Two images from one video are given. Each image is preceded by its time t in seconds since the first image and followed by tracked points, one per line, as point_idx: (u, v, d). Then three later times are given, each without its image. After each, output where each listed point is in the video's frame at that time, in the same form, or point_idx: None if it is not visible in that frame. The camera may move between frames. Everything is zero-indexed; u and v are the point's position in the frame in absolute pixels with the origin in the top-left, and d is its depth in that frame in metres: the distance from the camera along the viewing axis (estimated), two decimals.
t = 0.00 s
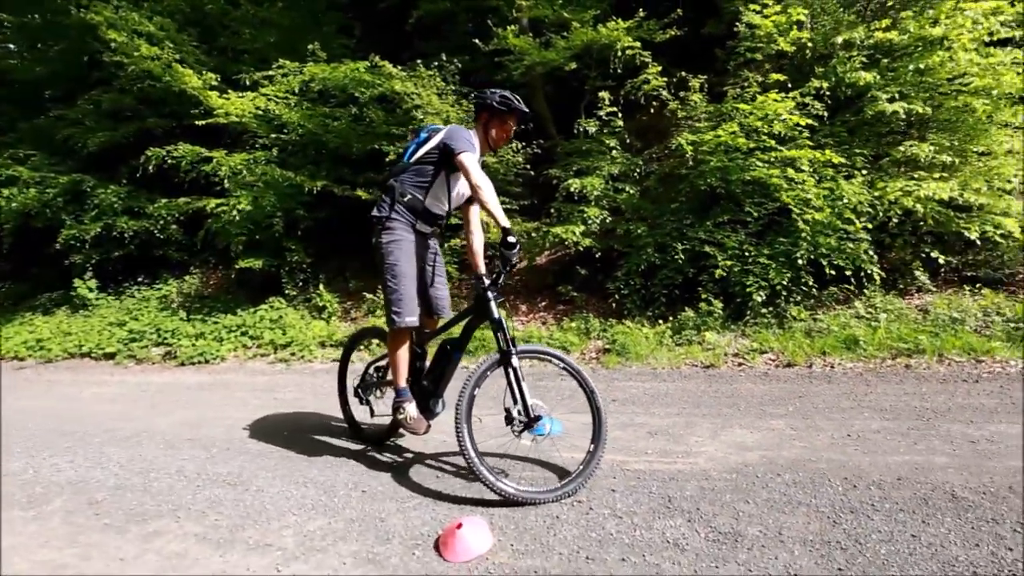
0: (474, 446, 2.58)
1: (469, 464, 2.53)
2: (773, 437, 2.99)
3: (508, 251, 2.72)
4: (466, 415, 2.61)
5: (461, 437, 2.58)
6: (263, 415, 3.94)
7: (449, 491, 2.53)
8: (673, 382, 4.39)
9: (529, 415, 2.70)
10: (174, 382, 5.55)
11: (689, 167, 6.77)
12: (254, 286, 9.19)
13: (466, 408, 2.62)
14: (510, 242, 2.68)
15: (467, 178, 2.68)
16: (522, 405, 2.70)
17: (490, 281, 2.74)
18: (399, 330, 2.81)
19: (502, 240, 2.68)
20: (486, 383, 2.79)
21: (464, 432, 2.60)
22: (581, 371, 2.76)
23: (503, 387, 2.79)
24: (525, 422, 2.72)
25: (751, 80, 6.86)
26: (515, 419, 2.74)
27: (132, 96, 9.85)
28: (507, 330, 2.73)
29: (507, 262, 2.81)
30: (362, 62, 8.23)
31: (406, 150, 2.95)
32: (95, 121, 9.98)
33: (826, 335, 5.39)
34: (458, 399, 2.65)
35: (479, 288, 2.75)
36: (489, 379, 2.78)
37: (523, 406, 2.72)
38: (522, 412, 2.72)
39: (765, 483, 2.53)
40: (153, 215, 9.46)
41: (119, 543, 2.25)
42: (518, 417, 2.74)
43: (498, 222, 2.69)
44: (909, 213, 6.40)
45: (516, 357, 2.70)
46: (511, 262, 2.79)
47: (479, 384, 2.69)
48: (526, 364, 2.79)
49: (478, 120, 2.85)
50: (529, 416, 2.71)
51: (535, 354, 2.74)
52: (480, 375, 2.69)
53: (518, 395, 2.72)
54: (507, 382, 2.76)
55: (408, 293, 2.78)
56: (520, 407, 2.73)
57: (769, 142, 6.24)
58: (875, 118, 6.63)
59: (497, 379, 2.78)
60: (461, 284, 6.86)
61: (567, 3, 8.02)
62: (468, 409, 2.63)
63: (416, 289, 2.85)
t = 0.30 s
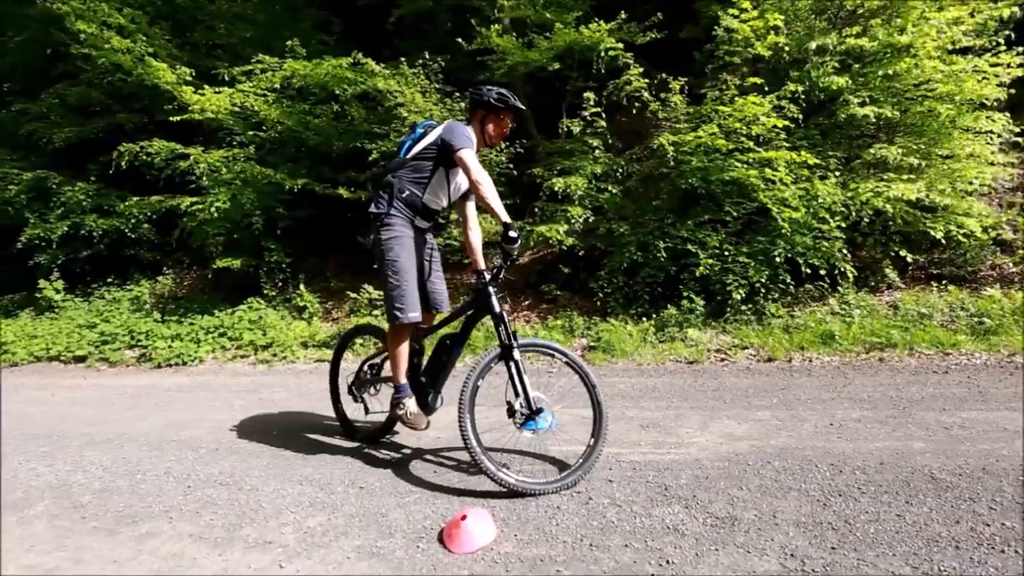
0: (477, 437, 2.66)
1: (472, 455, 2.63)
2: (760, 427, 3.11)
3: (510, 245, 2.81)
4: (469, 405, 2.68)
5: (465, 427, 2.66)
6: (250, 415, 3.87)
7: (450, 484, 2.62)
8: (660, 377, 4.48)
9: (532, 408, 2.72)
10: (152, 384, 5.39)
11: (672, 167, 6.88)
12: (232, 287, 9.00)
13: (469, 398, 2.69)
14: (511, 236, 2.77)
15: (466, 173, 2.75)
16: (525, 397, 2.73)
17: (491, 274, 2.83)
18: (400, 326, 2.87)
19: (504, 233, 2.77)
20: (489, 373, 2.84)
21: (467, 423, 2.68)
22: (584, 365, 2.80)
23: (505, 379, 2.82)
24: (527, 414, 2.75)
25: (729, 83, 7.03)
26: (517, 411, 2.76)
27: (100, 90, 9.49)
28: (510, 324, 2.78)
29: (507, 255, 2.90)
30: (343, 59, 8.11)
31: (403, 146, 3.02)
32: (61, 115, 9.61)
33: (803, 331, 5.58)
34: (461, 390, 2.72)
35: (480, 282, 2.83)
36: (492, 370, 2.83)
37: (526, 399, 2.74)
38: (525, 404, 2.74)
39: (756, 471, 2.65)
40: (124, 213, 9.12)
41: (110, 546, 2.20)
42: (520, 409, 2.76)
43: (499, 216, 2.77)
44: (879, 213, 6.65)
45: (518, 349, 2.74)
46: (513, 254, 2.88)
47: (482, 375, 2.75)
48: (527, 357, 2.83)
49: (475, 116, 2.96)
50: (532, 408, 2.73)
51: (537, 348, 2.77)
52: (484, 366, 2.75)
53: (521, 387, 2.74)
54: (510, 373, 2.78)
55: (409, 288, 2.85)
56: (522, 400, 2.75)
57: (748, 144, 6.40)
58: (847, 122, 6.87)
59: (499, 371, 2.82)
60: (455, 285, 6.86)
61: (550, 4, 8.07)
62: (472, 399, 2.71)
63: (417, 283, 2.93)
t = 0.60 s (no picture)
0: (464, 435, 2.65)
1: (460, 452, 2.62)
2: (747, 421, 3.15)
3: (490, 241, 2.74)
4: (456, 404, 2.66)
5: (452, 425, 2.65)
6: (236, 414, 3.81)
7: (440, 480, 2.61)
8: (648, 373, 4.51)
9: (518, 403, 2.71)
10: (133, 384, 5.28)
11: (659, 166, 6.93)
12: (216, 286, 8.86)
13: (454, 397, 2.67)
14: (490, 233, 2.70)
15: (453, 167, 2.76)
16: (511, 392, 2.73)
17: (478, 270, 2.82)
18: (394, 323, 2.87)
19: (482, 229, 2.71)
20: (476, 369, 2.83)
21: (454, 421, 2.67)
22: (573, 358, 2.77)
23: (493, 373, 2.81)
24: (514, 409, 2.74)
25: (714, 85, 7.12)
26: (506, 405, 2.75)
27: (79, 86, 9.28)
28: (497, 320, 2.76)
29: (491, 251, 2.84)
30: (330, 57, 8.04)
31: (393, 141, 3.02)
32: (37, 111, 9.38)
33: (788, 328, 5.67)
34: (447, 389, 2.70)
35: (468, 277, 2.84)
36: (480, 366, 2.82)
37: (513, 393, 2.74)
38: (511, 399, 2.74)
39: (744, 462, 2.69)
40: (104, 212, 8.93)
41: (92, 545, 2.15)
42: (507, 404, 2.75)
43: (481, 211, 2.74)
44: (861, 212, 6.79)
45: (504, 344, 2.73)
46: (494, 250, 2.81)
47: (468, 373, 2.73)
48: (515, 352, 2.82)
49: (466, 111, 2.97)
50: (519, 403, 2.72)
51: (524, 341, 2.75)
52: (467, 365, 2.73)
53: (508, 381, 2.74)
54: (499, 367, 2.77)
55: (403, 284, 2.85)
56: (510, 394, 2.74)
57: (733, 144, 6.48)
58: (829, 124, 7.00)
59: (487, 367, 2.80)
60: (443, 284, 6.85)
61: (537, 4, 8.09)
62: (458, 397, 2.69)
63: (409, 279, 2.92)
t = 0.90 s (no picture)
0: (457, 427, 2.63)
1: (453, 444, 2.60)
2: (743, 413, 3.13)
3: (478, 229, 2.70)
4: (447, 396, 2.65)
5: (444, 418, 2.63)
6: (230, 408, 3.78)
7: (433, 472, 2.59)
8: (644, 367, 4.50)
9: (511, 394, 2.69)
10: (127, 380, 5.24)
11: (656, 160, 6.90)
12: (212, 283, 8.81)
13: (446, 389, 2.65)
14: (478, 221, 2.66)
15: (445, 153, 2.73)
16: (504, 382, 2.71)
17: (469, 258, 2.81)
18: (387, 312, 2.84)
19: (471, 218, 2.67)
20: (469, 361, 2.81)
21: (445, 413, 2.65)
22: (566, 348, 2.74)
23: (485, 365, 2.80)
24: (505, 400, 2.72)
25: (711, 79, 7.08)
26: (498, 396, 2.74)
27: (72, 81, 9.20)
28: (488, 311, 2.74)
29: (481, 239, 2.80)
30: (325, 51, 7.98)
31: (387, 130, 3.00)
32: (31, 107, 9.31)
33: (785, 322, 5.65)
34: (438, 381, 2.68)
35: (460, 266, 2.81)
36: (472, 358, 2.80)
37: (505, 384, 2.72)
38: (504, 389, 2.72)
39: (740, 453, 2.67)
40: (98, 208, 8.88)
41: (80, 537, 2.12)
42: (500, 395, 2.73)
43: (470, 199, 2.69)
44: (858, 206, 6.77)
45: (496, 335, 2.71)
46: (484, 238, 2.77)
47: (459, 364, 2.71)
48: (508, 343, 2.80)
49: (460, 98, 2.95)
50: (511, 394, 2.70)
51: (515, 332, 2.73)
52: (459, 357, 2.71)
53: (500, 372, 2.72)
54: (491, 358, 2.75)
55: (396, 274, 2.82)
56: (502, 385, 2.72)
57: (730, 138, 6.45)
58: (826, 118, 6.97)
59: (479, 359, 2.78)
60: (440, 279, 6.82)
61: None
62: (449, 389, 2.67)
63: (403, 269, 2.90)
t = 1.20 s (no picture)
0: (463, 420, 2.60)
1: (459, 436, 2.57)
2: (750, 408, 3.10)
3: (493, 219, 2.74)
4: (454, 388, 2.62)
5: (451, 409, 2.60)
6: (232, 404, 3.75)
7: (438, 465, 2.56)
8: (648, 364, 4.46)
9: (519, 386, 2.67)
10: (128, 377, 5.21)
11: (659, 158, 6.87)
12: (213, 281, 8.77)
13: (454, 379, 2.62)
14: (495, 211, 2.71)
15: (456, 144, 2.71)
16: (512, 374, 2.68)
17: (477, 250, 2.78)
18: (390, 305, 2.81)
19: (488, 207, 2.70)
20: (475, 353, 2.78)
21: (452, 404, 2.61)
22: (573, 342, 2.72)
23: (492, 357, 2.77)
24: (513, 392, 2.70)
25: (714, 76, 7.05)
26: (506, 388, 2.71)
27: (74, 79, 9.20)
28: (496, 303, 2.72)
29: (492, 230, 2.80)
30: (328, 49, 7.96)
31: (392, 121, 2.98)
32: (33, 105, 9.30)
33: (789, 320, 5.62)
34: (446, 370, 2.64)
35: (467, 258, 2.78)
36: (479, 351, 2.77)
37: (514, 376, 2.69)
38: (512, 381, 2.69)
39: (748, 447, 2.64)
40: (100, 206, 8.86)
41: (79, 531, 2.09)
42: (508, 386, 2.71)
43: (484, 188, 2.67)
44: (862, 204, 6.74)
45: (504, 327, 2.69)
46: (496, 229, 2.77)
47: (467, 354, 2.68)
48: (516, 335, 2.77)
49: (467, 90, 2.93)
50: (519, 386, 2.68)
51: (523, 325, 2.70)
52: (468, 347, 2.68)
53: (508, 364, 2.69)
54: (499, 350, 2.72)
55: (400, 266, 2.80)
56: (510, 377, 2.70)
57: (734, 135, 6.41)
58: (830, 115, 6.94)
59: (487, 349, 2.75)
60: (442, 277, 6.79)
61: None
62: (457, 380, 2.63)
63: (408, 261, 2.87)
